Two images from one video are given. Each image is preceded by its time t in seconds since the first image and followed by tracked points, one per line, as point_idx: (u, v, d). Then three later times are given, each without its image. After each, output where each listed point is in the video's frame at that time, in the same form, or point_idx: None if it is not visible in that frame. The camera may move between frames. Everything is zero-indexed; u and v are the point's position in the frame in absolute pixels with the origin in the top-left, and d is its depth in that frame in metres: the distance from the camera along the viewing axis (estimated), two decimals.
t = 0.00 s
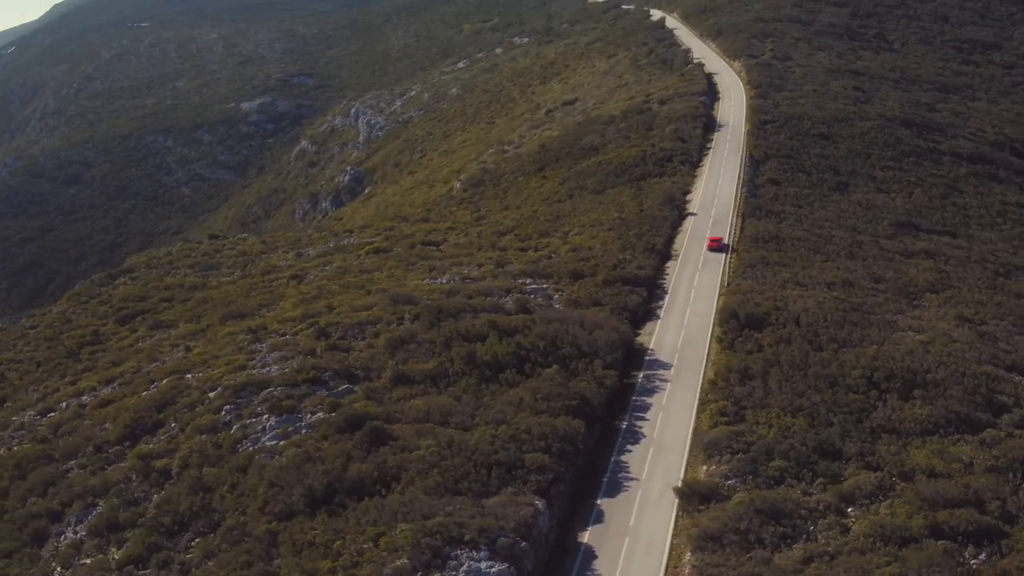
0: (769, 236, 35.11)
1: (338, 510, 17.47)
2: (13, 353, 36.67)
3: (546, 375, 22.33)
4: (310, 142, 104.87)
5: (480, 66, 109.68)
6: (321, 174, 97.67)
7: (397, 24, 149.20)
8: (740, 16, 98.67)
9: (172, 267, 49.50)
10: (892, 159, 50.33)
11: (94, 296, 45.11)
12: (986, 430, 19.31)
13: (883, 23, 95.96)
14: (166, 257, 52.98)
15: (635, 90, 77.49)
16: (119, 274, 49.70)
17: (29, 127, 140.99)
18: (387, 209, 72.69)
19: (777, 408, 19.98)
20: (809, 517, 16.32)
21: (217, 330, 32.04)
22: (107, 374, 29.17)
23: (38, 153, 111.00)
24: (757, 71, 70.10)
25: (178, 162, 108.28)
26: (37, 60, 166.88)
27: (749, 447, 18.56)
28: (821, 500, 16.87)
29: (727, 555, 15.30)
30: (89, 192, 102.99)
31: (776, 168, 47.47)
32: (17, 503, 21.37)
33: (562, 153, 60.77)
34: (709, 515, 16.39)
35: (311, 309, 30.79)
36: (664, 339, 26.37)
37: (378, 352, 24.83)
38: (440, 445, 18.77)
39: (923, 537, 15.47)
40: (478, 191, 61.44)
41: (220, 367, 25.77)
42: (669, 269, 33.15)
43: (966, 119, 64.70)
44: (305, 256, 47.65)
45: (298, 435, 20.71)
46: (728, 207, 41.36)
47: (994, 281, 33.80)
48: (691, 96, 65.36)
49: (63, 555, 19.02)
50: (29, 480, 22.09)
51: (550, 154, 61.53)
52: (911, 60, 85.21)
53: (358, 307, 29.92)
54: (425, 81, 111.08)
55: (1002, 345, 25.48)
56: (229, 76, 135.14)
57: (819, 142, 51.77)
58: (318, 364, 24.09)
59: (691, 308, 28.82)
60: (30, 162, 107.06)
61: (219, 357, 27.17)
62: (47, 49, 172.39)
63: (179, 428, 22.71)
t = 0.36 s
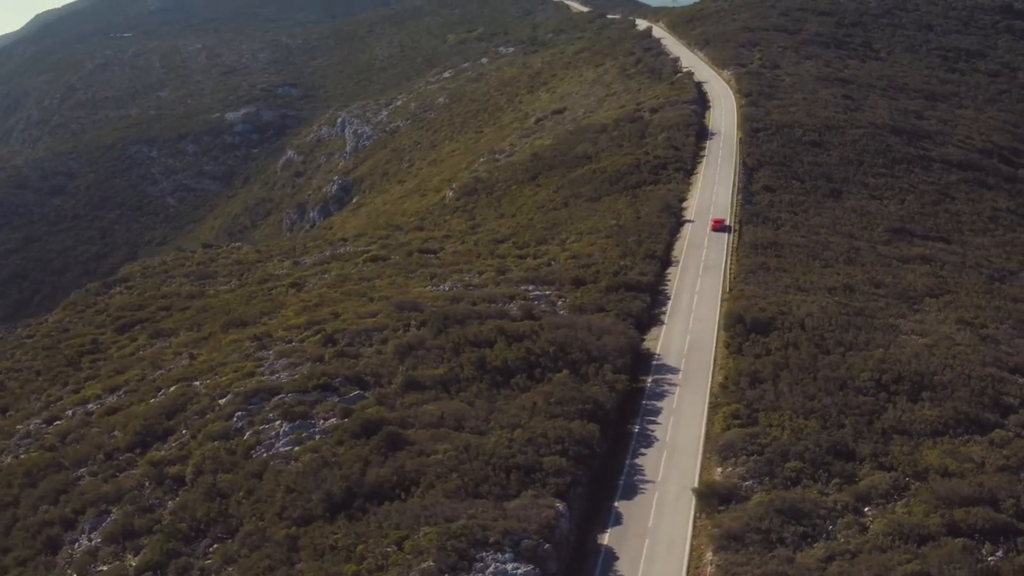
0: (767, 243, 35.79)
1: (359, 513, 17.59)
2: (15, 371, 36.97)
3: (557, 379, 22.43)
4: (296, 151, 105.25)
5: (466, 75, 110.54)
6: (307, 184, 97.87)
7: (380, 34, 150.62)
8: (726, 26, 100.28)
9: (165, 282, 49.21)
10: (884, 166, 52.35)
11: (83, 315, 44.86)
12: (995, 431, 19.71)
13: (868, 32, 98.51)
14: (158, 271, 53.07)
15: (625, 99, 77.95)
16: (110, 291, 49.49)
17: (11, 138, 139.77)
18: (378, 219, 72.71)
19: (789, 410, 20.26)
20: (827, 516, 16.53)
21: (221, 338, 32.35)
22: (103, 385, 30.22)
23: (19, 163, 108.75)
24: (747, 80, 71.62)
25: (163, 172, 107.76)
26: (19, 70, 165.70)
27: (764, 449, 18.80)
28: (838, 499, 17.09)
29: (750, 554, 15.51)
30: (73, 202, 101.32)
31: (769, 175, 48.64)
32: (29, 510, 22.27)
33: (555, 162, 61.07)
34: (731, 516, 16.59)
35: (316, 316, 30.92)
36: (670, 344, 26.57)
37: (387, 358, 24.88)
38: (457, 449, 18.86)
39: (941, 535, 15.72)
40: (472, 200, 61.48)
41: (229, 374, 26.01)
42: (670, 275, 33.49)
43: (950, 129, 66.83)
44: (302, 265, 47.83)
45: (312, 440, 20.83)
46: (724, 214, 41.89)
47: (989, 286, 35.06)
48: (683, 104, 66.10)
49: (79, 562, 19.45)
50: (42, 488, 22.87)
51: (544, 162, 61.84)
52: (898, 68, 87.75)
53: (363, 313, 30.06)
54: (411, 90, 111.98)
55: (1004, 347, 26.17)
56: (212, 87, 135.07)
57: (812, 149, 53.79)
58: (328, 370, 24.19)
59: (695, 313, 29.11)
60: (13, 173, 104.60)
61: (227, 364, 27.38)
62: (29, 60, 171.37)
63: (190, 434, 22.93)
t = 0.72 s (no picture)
0: (774, 246, 36.11)
1: (388, 513, 17.69)
2: (25, 379, 37.12)
3: (577, 381, 22.61)
4: (292, 157, 105.63)
5: (462, 81, 111.26)
6: (303, 191, 98.10)
7: (374, 41, 151.36)
8: (721, 32, 101.14)
9: (168, 290, 49.12)
10: (884, 171, 52.88)
11: (85, 324, 44.90)
12: (1013, 428, 19.99)
13: (863, 37, 99.49)
14: (160, 278, 53.21)
15: (624, 105, 78.24)
16: (113, 298, 49.39)
17: (4, 146, 139.48)
18: (378, 224, 72.76)
19: (809, 409, 20.49)
20: (854, 512, 16.75)
21: (234, 342, 32.49)
22: (117, 388, 30.47)
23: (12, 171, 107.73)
24: (746, 85, 72.20)
25: (157, 179, 107.55)
26: (10, 78, 165.34)
27: (786, 448, 19.03)
28: (863, 496, 17.31)
29: (780, 550, 15.70)
30: (68, 210, 100.43)
31: (773, 180, 49.03)
32: (50, 513, 22.40)
33: (557, 167, 61.36)
34: (759, 514, 16.79)
35: (329, 320, 30.99)
36: (685, 346, 26.78)
37: (405, 360, 25.02)
38: (484, 449, 19.01)
39: (967, 530, 15.93)
40: (474, 205, 61.73)
41: (246, 377, 26.09)
42: (680, 278, 33.70)
43: (947, 134, 67.60)
44: (307, 270, 47.96)
45: (335, 442, 20.92)
46: (730, 218, 42.20)
47: (994, 288, 35.46)
48: (683, 109, 66.56)
49: (105, 564, 19.48)
50: (62, 491, 22.96)
51: (545, 167, 62.15)
52: (893, 73, 88.77)
53: (377, 317, 30.15)
54: (406, 97, 112.77)
55: (1014, 347, 26.52)
56: (206, 94, 135.38)
57: (813, 153, 54.18)
58: (347, 373, 24.31)
59: (707, 315, 29.33)
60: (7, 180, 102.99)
61: (243, 367, 27.48)
62: (20, 67, 171.07)
63: (211, 437, 23.00)
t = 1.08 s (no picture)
0: (785, 248, 36.40)
1: (420, 513, 17.82)
2: (38, 383, 37.21)
3: (600, 381, 22.80)
4: (291, 163, 105.77)
5: (460, 87, 111.90)
6: (302, 197, 98.29)
7: (370, 48, 151.96)
8: (720, 37, 101.72)
9: (173, 296, 49.15)
10: (889, 174, 53.25)
11: (92, 330, 44.91)
12: None
13: (862, 42, 100.16)
14: (165, 283, 53.24)
15: (626, 110, 78.55)
16: (118, 306, 49.40)
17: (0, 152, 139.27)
18: (381, 229, 72.84)
19: (832, 408, 20.72)
20: (883, 509, 16.94)
21: (250, 344, 32.63)
22: (135, 391, 30.63)
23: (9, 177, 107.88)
24: (747, 89, 72.69)
25: (154, 185, 107.22)
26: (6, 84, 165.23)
27: (813, 446, 19.24)
28: (891, 493, 17.51)
29: (813, 545, 15.89)
30: (66, 216, 99.42)
31: (779, 183, 49.36)
32: (76, 515, 22.49)
33: (562, 171, 61.62)
34: (789, 510, 17.00)
35: (346, 322, 31.12)
36: (702, 347, 27.00)
37: (426, 362, 25.17)
38: (513, 449, 19.17)
39: (995, 524, 16.10)
40: (479, 209, 61.97)
41: (267, 379, 26.21)
42: (693, 280, 33.92)
43: (949, 138, 68.08)
44: (316, 274, 48.11)
45: (361, 442, 21.06)
46: (739, 221, 42.47)
47: (1003, 289, 35.75)
48: (686, 113, 66.97)
49: (134, 565, 19.54)
50: (87, 493, 23.04)
51: (550, 171, 62.41)
52: (893, 77, 89.40)
53: (395, 319, 30.27)
54: (404, 102, 114.01)
55: None
56: (203, 99, 135.82)
57: (818, 157, 54.53)
58: (370, 374, 24.46)
59: (723, 317, 29.55)
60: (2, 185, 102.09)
61: (263, 369, 27.60)
62: (16, 73, 171.02)
63: (235, 438, 23.11)
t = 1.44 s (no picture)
0: (795, 251, 36.73)
1: (451, 513, 17.96)
2: (50, 388, 37.30)
3: (622, 381, 23.02)
4: (289, 169, 106.19)
5: (458, 93, 112.40)
6: (301, 202, 98.52)
7: (366, 54, 152.42)
8: (719, 42, 102.30)
9: (180, 302, 49.24)
10: (892, 178, 53.68)
11: (100, 335, 44.98)
12: None
13: (860, 47, 100.85)
14: (171, 289, 53.35)
15: (628, 115, 78.88)
16: (124, 312, 49.46)
17: None
18: (384, 234, 73.00)
19: (854, 408, 20.98)
20: (910, 505, 17.15)
21: (265, 348, 32.75)
22: (152, 394, 30.76)
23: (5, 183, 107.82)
24: (749, 94, 73.21)
25: (151, 192, 107.32)
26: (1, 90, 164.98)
27: (837, 444, 19.48)
28: (916, 489, 17.72)
29: (844, 541, 16.09)
30: (63, 222, 99.56)
31: (785, 187, 49.74)
32: (100, 517, 22.55)
33: (566, 175, 61.93)
34: (818, 507, 17.19)
35: (363, 325, 31.29)
36: (719, 348, 27.24)
37: (447, 364, 25.35)
38: (541, 449, 19.35)
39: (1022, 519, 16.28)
40: (483, 214, 62.23)
41: (288, 382, 26.35)
42: (705, 283, 34.19)
43: (950, 143, 68.62)
44: (324, 279, 48.30)
45: (387, 443, 21.21)
46: (747, 225, 42.80)
47: (1010, 291, 36.07)
48: (690, 118, 67.40)
49: (163, 566, 19.60)
50: (111, 495, 23.12)
51: (555, 176, 62.72)
52: (891, 82, 90.04)
53: (411, 322, 30.43)
54: (402, 108, 114.52)
55: None
56: (199, 105, 136.05)
57: (821, 162, 54.94)
58: (391, 376, 24.62)
59: (737, 319, 29.81)
60: None
61: (282, 372, 27.73)
62: (11, 79, 170.79)
63: (259, 440, 23.22)
